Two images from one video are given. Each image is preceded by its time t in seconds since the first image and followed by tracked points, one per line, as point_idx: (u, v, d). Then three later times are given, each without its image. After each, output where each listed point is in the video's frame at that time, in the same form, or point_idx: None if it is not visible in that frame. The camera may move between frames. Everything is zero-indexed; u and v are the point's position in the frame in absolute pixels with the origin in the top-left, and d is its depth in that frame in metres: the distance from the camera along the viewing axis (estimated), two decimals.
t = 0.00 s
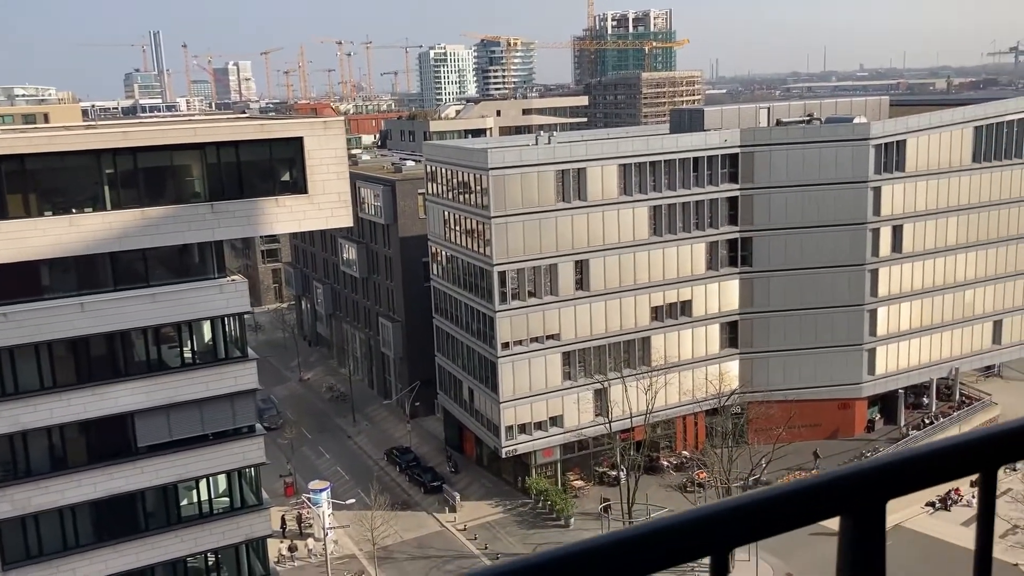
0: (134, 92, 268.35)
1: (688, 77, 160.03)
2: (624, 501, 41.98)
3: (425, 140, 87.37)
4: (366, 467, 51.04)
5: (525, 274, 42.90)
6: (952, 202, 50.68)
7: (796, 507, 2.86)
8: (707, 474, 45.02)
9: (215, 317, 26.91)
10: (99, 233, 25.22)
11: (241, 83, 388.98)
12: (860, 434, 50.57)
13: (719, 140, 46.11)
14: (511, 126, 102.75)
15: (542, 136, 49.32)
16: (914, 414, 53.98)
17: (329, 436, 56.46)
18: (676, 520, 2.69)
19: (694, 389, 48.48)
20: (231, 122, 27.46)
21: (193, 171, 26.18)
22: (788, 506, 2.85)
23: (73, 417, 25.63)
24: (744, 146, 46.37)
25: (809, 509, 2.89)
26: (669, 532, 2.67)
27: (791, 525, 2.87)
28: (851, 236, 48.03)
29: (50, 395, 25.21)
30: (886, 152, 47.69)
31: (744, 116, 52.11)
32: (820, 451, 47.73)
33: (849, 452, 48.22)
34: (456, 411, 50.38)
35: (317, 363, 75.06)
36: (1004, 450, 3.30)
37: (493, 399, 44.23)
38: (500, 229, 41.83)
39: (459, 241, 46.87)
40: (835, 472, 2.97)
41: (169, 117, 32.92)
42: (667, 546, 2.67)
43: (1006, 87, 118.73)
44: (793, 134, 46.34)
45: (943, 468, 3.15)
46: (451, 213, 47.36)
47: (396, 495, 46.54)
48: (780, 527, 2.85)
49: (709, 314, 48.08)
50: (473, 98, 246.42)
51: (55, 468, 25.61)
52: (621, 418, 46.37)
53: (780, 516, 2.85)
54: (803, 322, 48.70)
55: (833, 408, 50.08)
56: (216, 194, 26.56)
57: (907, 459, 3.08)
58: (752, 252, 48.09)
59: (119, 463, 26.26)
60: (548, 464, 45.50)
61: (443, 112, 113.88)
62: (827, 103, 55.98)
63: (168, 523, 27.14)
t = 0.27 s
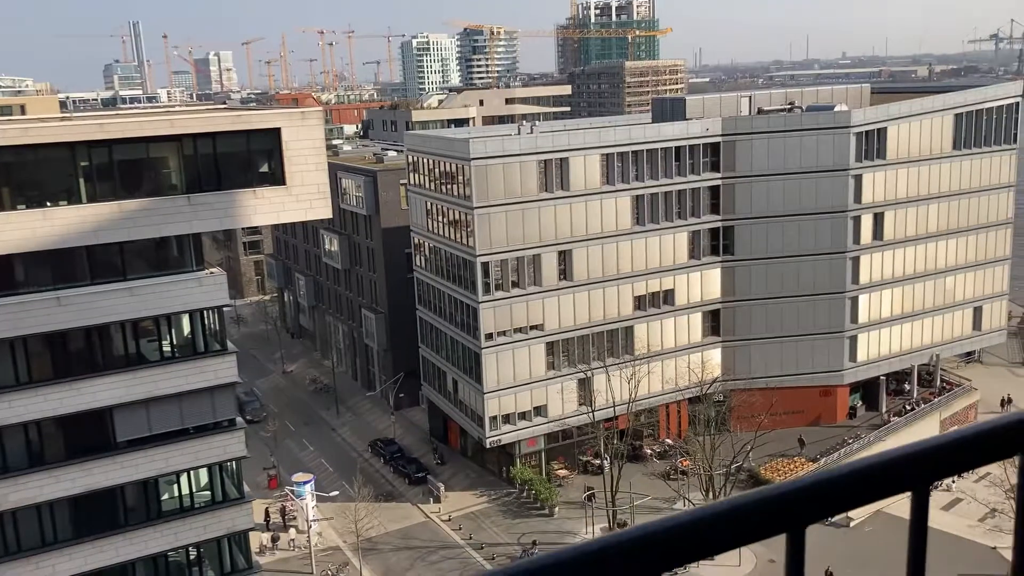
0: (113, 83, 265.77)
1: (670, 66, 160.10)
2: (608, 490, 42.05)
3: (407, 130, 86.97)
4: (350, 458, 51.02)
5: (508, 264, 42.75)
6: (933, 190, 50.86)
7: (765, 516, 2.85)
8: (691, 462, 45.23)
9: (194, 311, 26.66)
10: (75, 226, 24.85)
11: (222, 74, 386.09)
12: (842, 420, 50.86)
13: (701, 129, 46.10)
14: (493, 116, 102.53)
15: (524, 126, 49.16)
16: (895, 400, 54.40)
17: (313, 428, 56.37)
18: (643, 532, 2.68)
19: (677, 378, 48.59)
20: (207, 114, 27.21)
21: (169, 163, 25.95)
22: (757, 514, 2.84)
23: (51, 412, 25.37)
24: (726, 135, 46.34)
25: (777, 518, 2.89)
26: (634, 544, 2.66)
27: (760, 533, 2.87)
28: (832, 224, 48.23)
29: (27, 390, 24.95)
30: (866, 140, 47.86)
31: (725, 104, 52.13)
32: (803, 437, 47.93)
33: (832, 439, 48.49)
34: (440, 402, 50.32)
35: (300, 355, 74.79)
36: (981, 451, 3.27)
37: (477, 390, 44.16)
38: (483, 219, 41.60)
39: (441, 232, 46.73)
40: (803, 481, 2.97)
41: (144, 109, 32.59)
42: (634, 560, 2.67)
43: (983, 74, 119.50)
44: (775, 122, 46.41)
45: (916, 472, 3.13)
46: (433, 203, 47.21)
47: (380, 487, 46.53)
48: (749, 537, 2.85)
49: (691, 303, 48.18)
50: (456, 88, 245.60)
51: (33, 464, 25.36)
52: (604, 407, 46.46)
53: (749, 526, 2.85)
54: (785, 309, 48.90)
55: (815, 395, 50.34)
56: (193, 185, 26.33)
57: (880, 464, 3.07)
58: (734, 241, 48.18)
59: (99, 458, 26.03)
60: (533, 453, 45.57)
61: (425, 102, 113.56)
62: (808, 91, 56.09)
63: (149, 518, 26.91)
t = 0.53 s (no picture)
0: (104, 56, 263.28)
1: (666, 42, 159.06)
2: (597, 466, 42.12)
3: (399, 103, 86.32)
4: (340, 433, 51.08)
5: (499, 240, 42.41)
6: (928, 167, 50.58)
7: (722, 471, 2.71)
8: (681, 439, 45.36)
9: (180, 284, 26.31)
10: (58, 198, 24.50)
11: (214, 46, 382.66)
12: (832, 397, 51.01)
13: (695, 105, 45.74)
14: (487, 90, 101.84)
15: (518, 100, 48.73)
16: (885, 378, 54.48)
17: (303, 402, 56.38)
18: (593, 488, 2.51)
19: (668, 355, 48.51)
20: (193, 84, 26.82)
21: (155, 134, 25.55)
22: (711, 470, 2.70)
23: (37, 385, 25.09)
24: (721, 111, 45.99)
25: (732, 476, 2.74)
26: (586, 499, 2.49)
27: (721, 490, 2.73)
28: (825, 202, 48.04)
29: (12, 362, 24.71)
30: (861, 117, 47.50)
31: (720, 81, 51.71)
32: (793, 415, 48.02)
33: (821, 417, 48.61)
34: (431, 377, 50.26)
35: (291, 329, 74.58)
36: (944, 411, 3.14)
37: (467, 366, 43.99)
38: (474, 194, 41.18)
39: (432, 207, 46.48)
40: (763, 436, 2.81)
41: (132, 80, 32.13)
42: (588, 515, 2.50)
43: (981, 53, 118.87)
44: (769, 99, 46.08)
45: (876, 431, 3.00)
46: (424, 178, 46.92)
47: (370, 461, 46.61)
48: (704, 494, 2.70)
49: (684, 280, 48.03)
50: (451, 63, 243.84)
51: (18, 437, 25.04)
52: (595, 383, 46.42)
53: (709, 480, 2.71)
54: (777, 287, 48.81)
55: (806, 373, 50.39)
56: (179, 156, 25.91)
57: (842, 420, 2.96)
58: (727, 218, 47.95)
59: (84, 431, 25.77)
60: (522, 429, 45.61)
61: (419, 77, 112.79)
62: (803, 68, 55.75)
63: (136, 491, 26.47)
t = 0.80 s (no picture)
0: None
1: None
2: (612, 413, 42.54)
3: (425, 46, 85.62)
4: (360, 373, 51.77)
5: (521, 186, 42.17)
6: (959, 122, 49.78)
7: (738, 451, 2.56)
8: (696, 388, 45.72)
9: (204, 223, 26.16)
10: (85, 132, 24.65)
11: None
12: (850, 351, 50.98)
13: (724, 52, 45.20)
14: (514, 34, 100.76)
15: (544, 44, 48.15)
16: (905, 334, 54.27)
17: (324, 342, 57.06)
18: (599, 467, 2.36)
19: (687, 306, 48.48)
20: (217, 22, 26.73)
21: (179, 72, 25.64)
22: (732, 450, 2.55)
23: (63, 318, 24.90)
24: (750, 59, 45.41)
25: (753, 455, 2.59)
26: (595, 478, 2.34)
27: (751, 464, 2.60)
28: (853, 155, 47.39)
29: (39, 296, 24.52)
30: (893, 70, 46.56)
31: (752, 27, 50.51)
32: (814, 368, 48.01)
33: (840, 371, 48.68)
34: (450, 321, 50.65)
35: (314, 270, 75.09)
36: (975, 389, 2.96)
37: (487, 311, 44.19)
38: (498, 140, 40.84)
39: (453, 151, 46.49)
40: (785, 413, 2.66)
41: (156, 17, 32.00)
42: (611, 488, 2.39)
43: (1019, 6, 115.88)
44: (799, 48, 45.43)
45: (901, 411, 2.83)
46: (447, 121, 46.79)
47: (390, 401, 47.38)
48: (718, 472, 2.55)
49: (706, 231, 47.77)
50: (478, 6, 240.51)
51: (45, 368, 24.94)
52: (613, 332, 46.60)
53: (741, 454, 2.57)
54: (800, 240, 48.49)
55: (825, 327, 50.34)
56: (203, 95, 26.00)
57: (882, 394, 2.80)
58: (752, 169, 47.50)
59: (110, 364, 25.62)
60: (539, 374, 46.06)
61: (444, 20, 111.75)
62: (835, 18, 54.72)
63: (160, 424, 26.49)
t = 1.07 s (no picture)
0: None
1: None
2: (648, 345, 42.50)
3: None
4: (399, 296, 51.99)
5: (565, 112, 41.38)
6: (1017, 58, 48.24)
7: (750, 456, 2.57)
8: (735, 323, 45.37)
9: (245, 141, 25.94)
10: (130, 44, 24.46)
11: None
12: (895, 292, 50.03)
13: None
14: None
15: None
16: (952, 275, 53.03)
17: (364, 265, 57.27)
18: (613, 468, 2.40)
19: (729, 239, 47.79)
20: None
21: None
22: (761, 451, 2.58)
23: (108, 231, 24.93)
24: None
25: (784, 457, 2.63)
26: (614, 483, 2.38)
27: (782, 466, 2.64)
28: (911, 88, 45.72)
29: (83, 209, 24.53)
30: None
31: None
32: (857, 306, 47.29)
33: (884, 310, 47.93)
34: (489, 248, 50.44)
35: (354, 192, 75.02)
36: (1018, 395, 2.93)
37: (525, 239, 43.89)
38: (543, 63, 40.03)
39: (497, 75, 45.76)
40: (817, 416, 2.68)
41: None
42: (644, 489, 2.44)
43: None
44: None
45: (941, 414, 2.82)
46: (491, 44, 45.93)
47: (428, 325, 47.74)
48: (751, 472, 2.59)
49: (753, 163, 46.66)
50: None
51: (91, 280, 25.08)
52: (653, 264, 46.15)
53: (772, 458, 2.61)
54: (849, 176, 47.27)
55: (870, 266, 49.51)
56: (246, 12, 25.68)
57: (923, 396, 2.78)
58: (805, 100, 46.17)
59: (153, 279, 25.65)
60: (576, 305, 45.92)
61: None
62: None
63: (201, 339, 26.72)
